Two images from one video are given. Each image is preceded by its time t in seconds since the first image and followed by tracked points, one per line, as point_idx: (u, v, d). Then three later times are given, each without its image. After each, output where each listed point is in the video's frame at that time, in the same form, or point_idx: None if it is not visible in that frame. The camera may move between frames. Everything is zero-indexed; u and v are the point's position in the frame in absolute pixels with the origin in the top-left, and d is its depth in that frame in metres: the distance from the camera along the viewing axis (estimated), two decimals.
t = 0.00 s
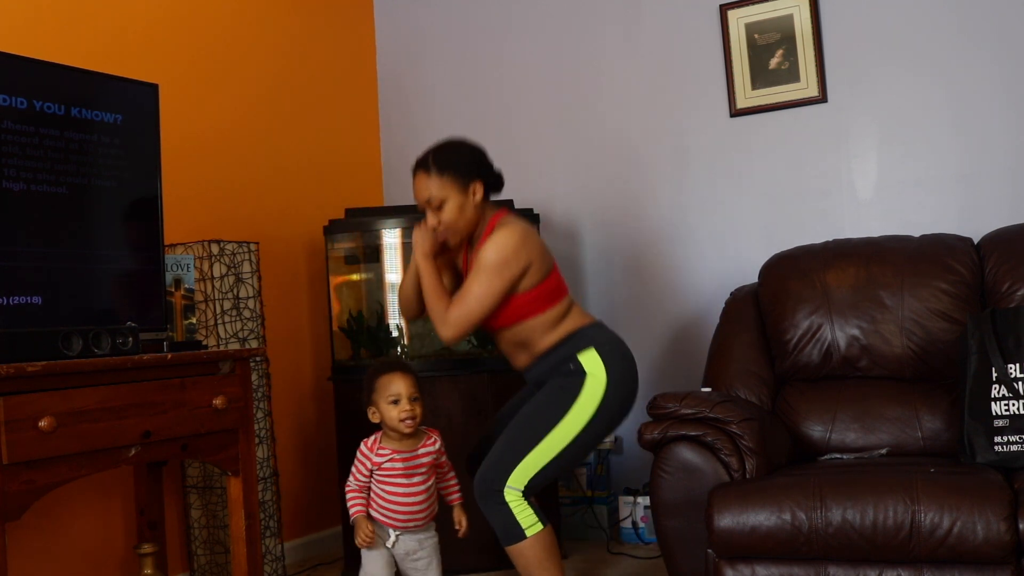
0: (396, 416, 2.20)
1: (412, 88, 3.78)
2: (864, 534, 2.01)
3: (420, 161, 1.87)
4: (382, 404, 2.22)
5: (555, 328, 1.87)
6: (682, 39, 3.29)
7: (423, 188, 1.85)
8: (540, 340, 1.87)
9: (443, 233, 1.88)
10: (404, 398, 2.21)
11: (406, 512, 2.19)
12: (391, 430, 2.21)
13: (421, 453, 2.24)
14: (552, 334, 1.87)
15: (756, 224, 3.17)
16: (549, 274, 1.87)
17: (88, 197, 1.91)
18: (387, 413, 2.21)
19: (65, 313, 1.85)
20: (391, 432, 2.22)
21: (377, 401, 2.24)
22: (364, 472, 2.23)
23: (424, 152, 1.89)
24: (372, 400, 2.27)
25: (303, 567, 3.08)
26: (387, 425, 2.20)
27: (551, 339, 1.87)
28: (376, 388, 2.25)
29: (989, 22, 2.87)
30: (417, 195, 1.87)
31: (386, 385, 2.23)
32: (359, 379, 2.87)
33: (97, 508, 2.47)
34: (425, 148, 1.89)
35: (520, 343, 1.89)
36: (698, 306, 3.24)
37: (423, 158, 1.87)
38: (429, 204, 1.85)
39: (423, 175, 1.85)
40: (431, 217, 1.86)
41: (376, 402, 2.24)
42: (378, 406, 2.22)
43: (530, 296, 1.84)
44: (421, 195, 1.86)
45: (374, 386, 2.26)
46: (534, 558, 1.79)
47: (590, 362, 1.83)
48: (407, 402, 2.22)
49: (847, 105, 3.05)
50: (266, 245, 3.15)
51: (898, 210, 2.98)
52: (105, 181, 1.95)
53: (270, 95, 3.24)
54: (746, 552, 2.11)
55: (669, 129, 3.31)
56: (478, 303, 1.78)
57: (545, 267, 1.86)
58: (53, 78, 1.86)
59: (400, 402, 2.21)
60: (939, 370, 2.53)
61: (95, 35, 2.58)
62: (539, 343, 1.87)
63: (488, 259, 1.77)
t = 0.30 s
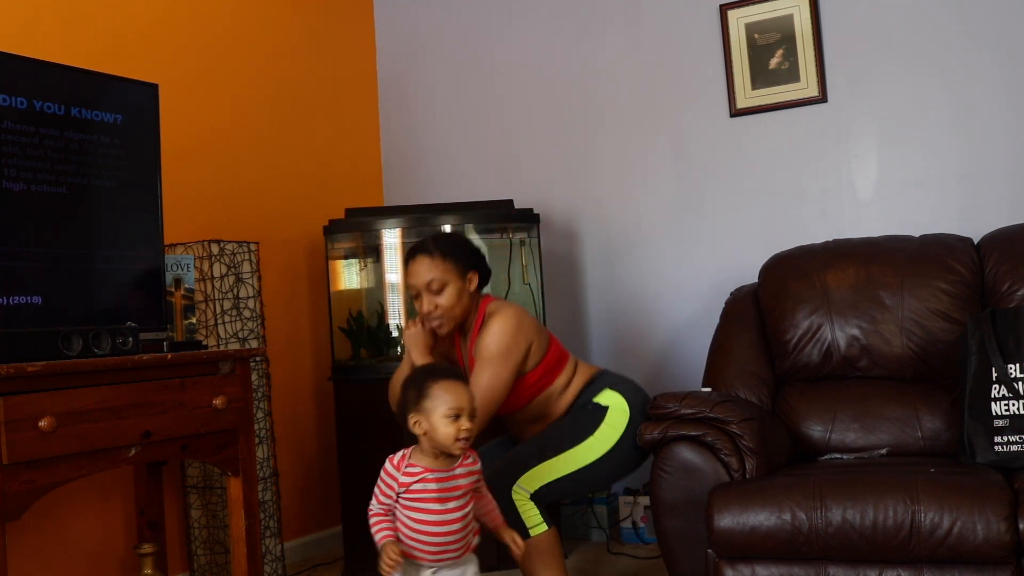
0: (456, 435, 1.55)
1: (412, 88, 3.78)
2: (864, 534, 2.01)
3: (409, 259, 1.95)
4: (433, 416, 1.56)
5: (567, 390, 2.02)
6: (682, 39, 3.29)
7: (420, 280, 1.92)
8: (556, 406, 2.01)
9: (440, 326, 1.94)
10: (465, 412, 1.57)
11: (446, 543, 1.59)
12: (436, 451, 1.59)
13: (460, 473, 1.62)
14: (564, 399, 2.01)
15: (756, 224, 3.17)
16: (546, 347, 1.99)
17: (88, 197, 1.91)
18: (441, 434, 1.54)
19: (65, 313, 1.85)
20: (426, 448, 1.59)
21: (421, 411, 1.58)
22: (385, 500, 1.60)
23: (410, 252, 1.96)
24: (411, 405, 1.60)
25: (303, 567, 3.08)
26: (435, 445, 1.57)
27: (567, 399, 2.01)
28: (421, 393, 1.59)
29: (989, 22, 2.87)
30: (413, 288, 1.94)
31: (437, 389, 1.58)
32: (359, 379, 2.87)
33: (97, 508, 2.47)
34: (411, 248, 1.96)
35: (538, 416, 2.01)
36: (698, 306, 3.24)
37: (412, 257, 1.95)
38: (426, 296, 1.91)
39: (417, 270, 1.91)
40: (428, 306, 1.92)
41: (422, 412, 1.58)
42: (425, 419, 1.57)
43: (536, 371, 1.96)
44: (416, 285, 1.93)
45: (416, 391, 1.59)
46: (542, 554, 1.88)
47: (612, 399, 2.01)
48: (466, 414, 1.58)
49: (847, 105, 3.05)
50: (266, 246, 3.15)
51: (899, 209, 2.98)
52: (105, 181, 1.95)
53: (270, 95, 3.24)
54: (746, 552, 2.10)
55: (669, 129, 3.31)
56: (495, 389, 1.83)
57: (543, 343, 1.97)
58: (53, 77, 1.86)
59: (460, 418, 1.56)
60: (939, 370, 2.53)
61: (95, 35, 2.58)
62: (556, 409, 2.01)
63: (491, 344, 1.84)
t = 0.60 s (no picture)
0: (628, 436, 1.24)
1: (412, 88, 3.78)
2: (864, 533, 2.01)
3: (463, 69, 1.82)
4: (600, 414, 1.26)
5: (533, 262, 1.78)
6: (682, 39, 3.29)
7: (469, 87, 1.78)
8: (512, 271, 1.77)
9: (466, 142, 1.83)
10: (635, 409, 1.26)
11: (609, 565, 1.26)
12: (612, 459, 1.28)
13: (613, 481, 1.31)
14: (528, 268, 1.77)
15: (756, 224, 3.17)
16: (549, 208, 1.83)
17: (88, 198, 1.91)
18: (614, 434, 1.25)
19: (65, 313, 1.85)
20: (585, 451, 1.27)
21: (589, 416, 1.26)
22: (534, 507, 1.26)
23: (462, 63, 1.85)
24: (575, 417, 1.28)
25: (303, 567, 3.08)
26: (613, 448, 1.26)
27: (526, 273, 1.77)
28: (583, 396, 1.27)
29: (989, 22, 2.87)
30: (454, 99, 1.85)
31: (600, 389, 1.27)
32: (359, 379, 2.87)
33: (97, 508, 2.47)
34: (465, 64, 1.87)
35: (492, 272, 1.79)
36: (698, 306, 3.24)
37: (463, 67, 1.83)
38: (469, 103, 1.78)
39: (470, 77, 1.78)
40: (471, 115, 1.77)
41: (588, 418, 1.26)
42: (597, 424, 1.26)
43: (527, 219, 1.78)
44: (466, 90, 1.78)
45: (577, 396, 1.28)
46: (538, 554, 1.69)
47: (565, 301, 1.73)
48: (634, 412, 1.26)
49: (847, 105, 3.05)
50: (266, 245, 3.15)
51: (899, 210, 2.98)
52: (105, 181, 1.95)
53: (270, 95, 3.24)
54: (747, 552, 2.10)
55: (669, 129, 3.31)
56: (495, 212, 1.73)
57: (547, 201, 1.82)
58: (53, 78, 1.86)
59: (632, 415, 1.26)
60: (939, 371, 2.53)
61: (95, 35, 2.58)
62: (511, 276, 1.77)
63: (510, 173, 1.73)
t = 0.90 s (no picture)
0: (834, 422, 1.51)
1: (412, 88, 3.78)
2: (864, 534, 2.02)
3: (493, 34, 1.94)
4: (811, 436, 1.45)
5: (527, 239, 1.89)
6: (682, 38, 3.29)
7: (501, 49, 1.90)
8: (506, 245, 1.87)
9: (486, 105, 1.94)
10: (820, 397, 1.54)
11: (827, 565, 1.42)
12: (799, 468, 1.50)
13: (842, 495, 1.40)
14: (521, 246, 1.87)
15: (756, 224, 3.17)
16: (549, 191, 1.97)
17: (89, 196, 1.91)
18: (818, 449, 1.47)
19: (65, 312, 1.84)
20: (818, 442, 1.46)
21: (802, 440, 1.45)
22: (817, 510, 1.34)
23: (490, 29, 1.97)
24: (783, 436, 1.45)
25: (303, 567, 3.08)
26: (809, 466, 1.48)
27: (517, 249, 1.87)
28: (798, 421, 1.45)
29: (989, 22, 2.87)
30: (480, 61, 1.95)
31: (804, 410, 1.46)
32: (359, 379, 2.88)
33: (97, 508, 2.47)
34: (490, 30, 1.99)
35: (486, 238, 1.87)
36: (698, 306, 3.24)
37: (490, 33, 1.95)
38: (501, 65, 1.89)
39: (503, 41, 1.90)
40: (500, 78, 1.89)
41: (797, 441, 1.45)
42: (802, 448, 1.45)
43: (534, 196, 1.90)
44: (496, 53, 1.90)
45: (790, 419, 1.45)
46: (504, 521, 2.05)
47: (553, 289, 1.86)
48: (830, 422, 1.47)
49: (847, 105, 3.05)
50: (266, 245, 3.15)
51: (898, 210, 2.98)
52: (105, 178, 1.95)
53: (270, 94, 3.24)
54: (747, 552, 2.10)
55: (669, 129, 3.30)
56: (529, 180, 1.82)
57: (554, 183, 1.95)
58: (53, 77, 1.86)
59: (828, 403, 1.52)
60: (939, 370, 2.53)
61: (94, 34, 2.58)
62: (504, 250, 1.86)
63: (539, 138, 1.83)
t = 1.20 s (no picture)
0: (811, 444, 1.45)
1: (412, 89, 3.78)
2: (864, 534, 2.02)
3: (428, 34, 1.81)
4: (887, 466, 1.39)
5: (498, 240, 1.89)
6: (682, 39, 3.29)
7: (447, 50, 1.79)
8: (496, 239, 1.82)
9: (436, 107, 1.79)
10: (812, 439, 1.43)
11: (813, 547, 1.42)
12: (816, 451, 1.43)
13: (936, 489, 1.42)
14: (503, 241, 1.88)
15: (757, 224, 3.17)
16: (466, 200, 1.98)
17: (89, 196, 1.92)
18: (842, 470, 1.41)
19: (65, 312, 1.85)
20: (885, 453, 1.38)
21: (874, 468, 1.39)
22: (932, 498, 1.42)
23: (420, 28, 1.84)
24: (864, 465, 1.37)
25: (303, 567, 3.08)
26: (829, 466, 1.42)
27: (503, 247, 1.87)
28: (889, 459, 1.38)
29: (989, 22, 2.87)
30: (418, 63, 1.80)
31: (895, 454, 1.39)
32: (359, 380, 2.88)
33: (97, 509, 2.47)
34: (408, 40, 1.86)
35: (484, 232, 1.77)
36: (698, 307, 3.24)
37: (420, 37, 1.83)
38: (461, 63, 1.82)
39: (449, 42, 1.79)
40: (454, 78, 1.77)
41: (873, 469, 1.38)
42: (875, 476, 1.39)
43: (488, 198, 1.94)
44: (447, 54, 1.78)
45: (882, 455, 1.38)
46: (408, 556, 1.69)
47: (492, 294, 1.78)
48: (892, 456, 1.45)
49: (847, 105, 3.05)
50: (266, 246, 3.15)
51: (898, 210, 2.98)
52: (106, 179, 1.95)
53: (270, 94, 3.24)
54: (746, 552, 2.10)
55: (668, 129, 3.31)
56: (515, 178, 1.76)
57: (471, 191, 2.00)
58: (53, 77, 1.86)
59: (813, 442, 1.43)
60: (939, 370, 2.53)
61: (94, 34, 2.58)
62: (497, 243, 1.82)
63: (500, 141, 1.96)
